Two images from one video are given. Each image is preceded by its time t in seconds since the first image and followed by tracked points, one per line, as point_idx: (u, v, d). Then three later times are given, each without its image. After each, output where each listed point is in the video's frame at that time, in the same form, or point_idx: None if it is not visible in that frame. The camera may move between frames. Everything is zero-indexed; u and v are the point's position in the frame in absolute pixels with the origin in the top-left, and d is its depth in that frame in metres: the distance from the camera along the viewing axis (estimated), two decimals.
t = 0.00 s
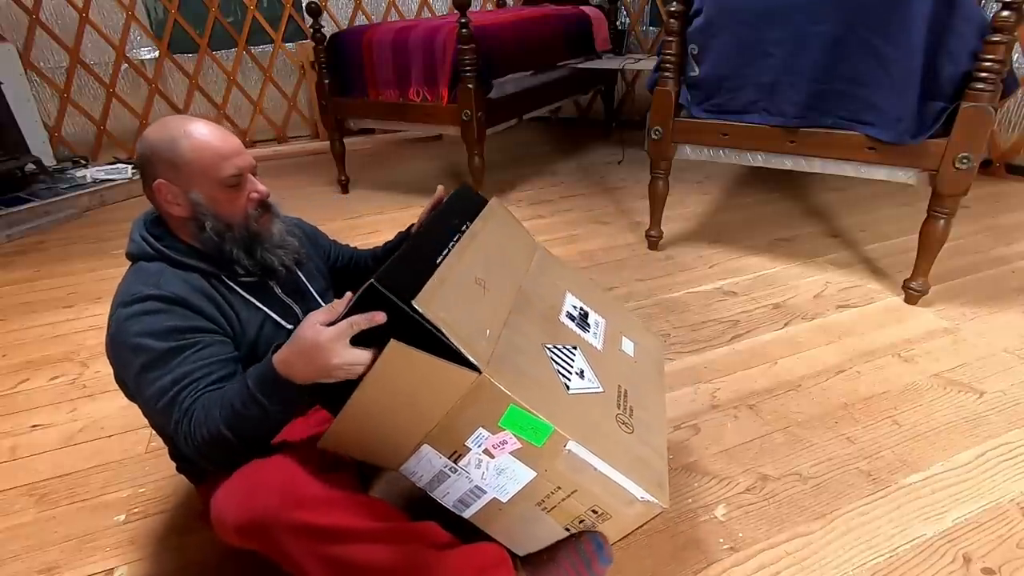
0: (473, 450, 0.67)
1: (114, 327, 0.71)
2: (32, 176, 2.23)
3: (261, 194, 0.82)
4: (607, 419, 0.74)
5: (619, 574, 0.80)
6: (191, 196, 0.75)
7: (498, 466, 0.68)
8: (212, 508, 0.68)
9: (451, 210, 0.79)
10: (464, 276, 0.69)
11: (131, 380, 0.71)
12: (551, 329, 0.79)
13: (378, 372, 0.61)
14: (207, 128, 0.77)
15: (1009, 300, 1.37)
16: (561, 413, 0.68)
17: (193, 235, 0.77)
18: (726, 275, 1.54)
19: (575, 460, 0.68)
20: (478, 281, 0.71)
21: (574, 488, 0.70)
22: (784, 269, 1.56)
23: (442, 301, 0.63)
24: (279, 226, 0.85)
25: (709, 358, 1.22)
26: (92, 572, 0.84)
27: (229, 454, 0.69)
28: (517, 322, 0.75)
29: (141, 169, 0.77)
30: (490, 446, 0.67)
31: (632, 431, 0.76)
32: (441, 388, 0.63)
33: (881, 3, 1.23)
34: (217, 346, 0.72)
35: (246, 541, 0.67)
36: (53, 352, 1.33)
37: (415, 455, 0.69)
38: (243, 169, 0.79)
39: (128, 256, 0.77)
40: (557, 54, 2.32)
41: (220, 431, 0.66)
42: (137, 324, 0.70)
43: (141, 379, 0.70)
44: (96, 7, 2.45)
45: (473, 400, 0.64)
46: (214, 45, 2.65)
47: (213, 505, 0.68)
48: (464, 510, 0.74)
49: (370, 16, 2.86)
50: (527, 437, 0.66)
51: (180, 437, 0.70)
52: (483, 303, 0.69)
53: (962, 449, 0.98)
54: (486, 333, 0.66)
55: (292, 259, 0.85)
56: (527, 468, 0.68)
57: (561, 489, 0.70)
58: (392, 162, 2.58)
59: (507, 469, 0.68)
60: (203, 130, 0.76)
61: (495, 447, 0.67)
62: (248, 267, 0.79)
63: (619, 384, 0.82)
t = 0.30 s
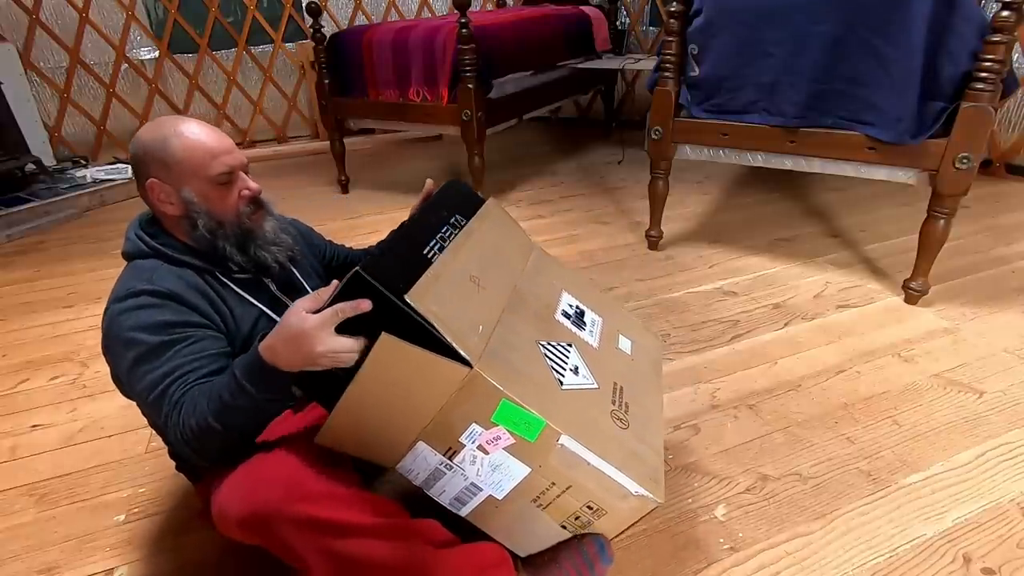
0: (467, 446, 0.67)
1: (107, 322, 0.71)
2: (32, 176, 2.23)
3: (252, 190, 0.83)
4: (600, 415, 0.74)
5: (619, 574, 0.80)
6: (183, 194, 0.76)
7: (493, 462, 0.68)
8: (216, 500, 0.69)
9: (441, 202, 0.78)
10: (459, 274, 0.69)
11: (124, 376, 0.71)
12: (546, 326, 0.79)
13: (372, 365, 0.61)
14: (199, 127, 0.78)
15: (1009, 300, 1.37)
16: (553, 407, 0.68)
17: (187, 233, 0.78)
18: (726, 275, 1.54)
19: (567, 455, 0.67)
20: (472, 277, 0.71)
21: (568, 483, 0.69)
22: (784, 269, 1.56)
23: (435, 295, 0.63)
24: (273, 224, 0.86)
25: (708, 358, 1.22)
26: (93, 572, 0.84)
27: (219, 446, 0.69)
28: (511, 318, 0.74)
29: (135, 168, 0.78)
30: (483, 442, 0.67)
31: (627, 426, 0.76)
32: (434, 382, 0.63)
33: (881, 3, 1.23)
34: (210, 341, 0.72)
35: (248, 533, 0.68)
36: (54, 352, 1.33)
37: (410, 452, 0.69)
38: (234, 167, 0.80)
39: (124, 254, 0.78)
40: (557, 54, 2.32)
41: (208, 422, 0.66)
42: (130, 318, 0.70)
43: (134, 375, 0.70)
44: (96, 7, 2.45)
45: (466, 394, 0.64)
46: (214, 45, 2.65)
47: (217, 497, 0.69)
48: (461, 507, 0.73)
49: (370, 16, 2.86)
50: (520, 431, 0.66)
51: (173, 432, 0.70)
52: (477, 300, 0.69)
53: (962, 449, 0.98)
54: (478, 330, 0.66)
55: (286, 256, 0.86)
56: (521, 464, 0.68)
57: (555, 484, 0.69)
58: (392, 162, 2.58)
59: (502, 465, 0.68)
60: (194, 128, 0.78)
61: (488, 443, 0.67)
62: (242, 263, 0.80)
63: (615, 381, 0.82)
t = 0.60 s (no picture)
0: (463, 446, 0.67)
1: (100, 320, 0.72)
2: (32, 176, 2.23)
3: (241, 185, 0.83)
4: (597, 413, 0.74)
5: (619, 574, 0.80)
6: (171, 192, 0.77)
7: (490, 461, 0.68)
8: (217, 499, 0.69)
9: (431, 193, 0.77)
10: (452, 272, 0.69)
11: (118, 375, 0.71)
12: (541, 324, 0.79)
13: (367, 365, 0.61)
14: (183, 125, 0.79)
15: (1009, 300, 1.37)
16: (548, 405, 0.68)
17: (176, 231, 0.78)
18: (726, 275, 1.54)
19: (563, 452, 0.67)
20: (465, 276, 0.71)
21: (565, 481, 0.69)
22: (784, 269, 1.56)
23: (429, 294, 0.63)
24: (262, 220, 0.86)
25: (708, 358, 1.22)
26: (92, 572, 0.84)
27: (210, 438, 0.68)
28: (506, 318, 0.74)
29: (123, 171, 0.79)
30: (480, 441, 0.67)
31: (624, 424, 0.76)
32: (430, 381, 0.63)
33: (882, 3, 1.23)
34: (201, 336, 0.72)
35: (250, 531, 0.68)
36: (54, 352, 1.33)
37: (407, 453, 0.69)
38: (220, 162, 0.80)
39: (117, 256, 0.78)
40: (557, 54, 2.32)
41: (196, 416, 0.65)
42: (121, 316, 0.70)
43: (126, 371, 0.70)
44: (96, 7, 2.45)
45: (462, 393, 0.64)
46: (214, 45, 2.65)
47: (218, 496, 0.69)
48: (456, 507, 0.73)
49: (370, 16, 2.85)
50: (516, 429, 0.66)
51: (164, 429, 0.69)
52: (471, 299, 0.69)
53: (962, 449, 0.98)
54: (472, 329, 0.66)
55: (276, 252, 0.86)
56: (518, 462, 0.68)
57: (552, 483, 0.69)
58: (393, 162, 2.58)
59: (499, 464, 0.68)
60: (179, 127, 0.78)
61: (484, 442, 0.67)
62: (232, 259, 0.81)
63: (611, 378, 0.82)
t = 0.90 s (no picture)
0: (459, 445, 0.67)
1: (92, 319, 0.72)
2: (31, 176, 2.23)
3: (229, 185, 0.84)
4: (591, 411, 0.73)
5: (619, 574, 0.80)
6: (159, 193, 0.77)
7: (486, 460, 0.68)
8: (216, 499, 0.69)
9: (422, 184, 0.77)
10: (448, 271, 0.70)
11: (111, 374, 0.71)
12: (536, 323, 0.79)
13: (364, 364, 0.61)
14: (170, 126, 0.80)
15: (1009, 300, 1.37)
16: (543, 403, 0.68)
17: (165, 231, 0.79)
18: (726, 275, 1.54)
19: (558, 450, 0.67)
20: (463, 275, 0.72)
21: (561, 480, 0.69)
22: (784, 269, 1.56)
23: (425, 293, 0.64)
24: (251, 220, 0.86)
25: (708, 358, 1.22)
26: (92, 572, 0.84)
27: (202, 433, 0.67)
28: (500, 317, 0.75)
29: (112, 172, 0.79)
30: (476, 441, 0.67)
31: (620, 421, 0.76)
32: (426, 381, 0.63)
33: (882, 3, 1.23)
34: (193, 331, 0.72)
35: (248, 532, 0.68)
36: (53, 352, 1.33)
37: (405, 454, 0.69)
38: (207, 162, 0.81)
39: (110, 258, 0.79)
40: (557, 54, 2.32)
41: (187, 410, 0.64)
42: (113, 313, 0.70)
43: (118, 369, 0.70)
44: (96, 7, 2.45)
45: (457, 392, 0.64)
46: (214, 45, 2.65)
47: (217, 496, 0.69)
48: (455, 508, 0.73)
49: (370, 16, 2.85)
50: (511, 428, 0.66)
51: (157, 426, 0.68)
52: (466, 299, 0.70)
53: (962, 449, 0.98)
54: (467, 328, 0.67)
55: (267, 251, 0.87)
56: (514, 461, 0.68)
57: (549, 481, 0.69)
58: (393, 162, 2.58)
59: (495, 463, 0.68)
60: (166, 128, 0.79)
61: (480, 441, 0.67)
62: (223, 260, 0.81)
63: (608, 376, 0.82)
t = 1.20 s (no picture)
0: (465, 449, 0.67)
1: (86, 317, 0.72)
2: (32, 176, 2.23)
3: (217, 186, 0.83)
4: (596, 414, 0.73)
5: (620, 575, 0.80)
6: (147, 194, 0.78)
7: (492, 465, 0.68)
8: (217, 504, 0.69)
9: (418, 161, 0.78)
10: (455, 276, 0.70)
11: (108, 372, 0.71)
12: (543, 327, 0.79)
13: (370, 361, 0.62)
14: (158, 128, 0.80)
15: (1009, 300, 1.37)
16: (548, 406, 0.68)
17: (155, 231, 0.79)
18: (726, 275, 1.54)
19: (563, 453, 0.67)
20: (469, 281, 0.72)
21: (566, 484, 0.69)
22: (784, 269, 1.56)
23: (430, 297, 0.64)
24: (243, 221, 0.86)
25: (707, 358, 1.22)
26: (92, 572, 0.84)
27: (199, 421, 0.65)
28: (506, 320, 0.75)
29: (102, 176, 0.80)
30: (481, 445, 0.67)
31: (626, 424, 0.76)
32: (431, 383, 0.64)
33: (881, 3, 1.23)
34: (185, 322, 0.71)
35: (249, 535, 0.68)
36: (53, 353, 1.33)
37: (409, 458, 0.69)
38: (195, 163, 0.81)
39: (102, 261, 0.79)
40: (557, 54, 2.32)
41: (179, 393, 0.63)
42: (105, 309, 0.71)
43: (114, 363, 0.70)
44: (96, 7, 2.45)
45: (463, 396, 0.64)
46: (214, 45, 2.65)
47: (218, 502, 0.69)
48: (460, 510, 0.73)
49: (370, 16, 2.86)
50: (516, 433, 0.66)
51: (153, 418, 0.67)
52: (471, 303, 0.70)
53: (962, 449, 0.98)
54: (472, 333, 0.67)
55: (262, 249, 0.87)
56: (520, 465, 0.68)
57: (554, 486, 0.69)
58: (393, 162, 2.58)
59: (501, 467, 0.68)
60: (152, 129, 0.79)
61: (486, 445, 0.67)
62: (214, 259, 0.81)
63: (614, 380, 0.82)
